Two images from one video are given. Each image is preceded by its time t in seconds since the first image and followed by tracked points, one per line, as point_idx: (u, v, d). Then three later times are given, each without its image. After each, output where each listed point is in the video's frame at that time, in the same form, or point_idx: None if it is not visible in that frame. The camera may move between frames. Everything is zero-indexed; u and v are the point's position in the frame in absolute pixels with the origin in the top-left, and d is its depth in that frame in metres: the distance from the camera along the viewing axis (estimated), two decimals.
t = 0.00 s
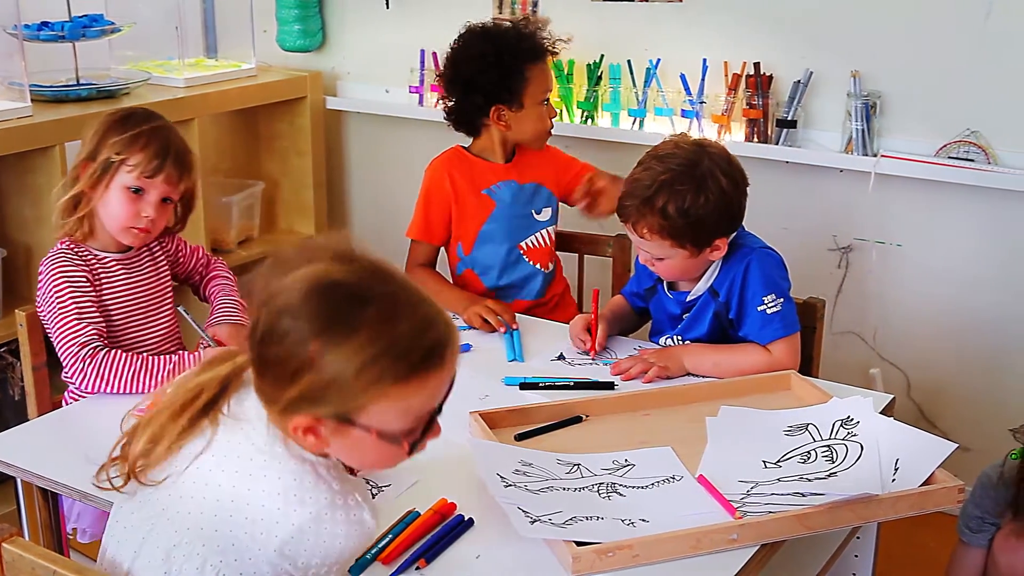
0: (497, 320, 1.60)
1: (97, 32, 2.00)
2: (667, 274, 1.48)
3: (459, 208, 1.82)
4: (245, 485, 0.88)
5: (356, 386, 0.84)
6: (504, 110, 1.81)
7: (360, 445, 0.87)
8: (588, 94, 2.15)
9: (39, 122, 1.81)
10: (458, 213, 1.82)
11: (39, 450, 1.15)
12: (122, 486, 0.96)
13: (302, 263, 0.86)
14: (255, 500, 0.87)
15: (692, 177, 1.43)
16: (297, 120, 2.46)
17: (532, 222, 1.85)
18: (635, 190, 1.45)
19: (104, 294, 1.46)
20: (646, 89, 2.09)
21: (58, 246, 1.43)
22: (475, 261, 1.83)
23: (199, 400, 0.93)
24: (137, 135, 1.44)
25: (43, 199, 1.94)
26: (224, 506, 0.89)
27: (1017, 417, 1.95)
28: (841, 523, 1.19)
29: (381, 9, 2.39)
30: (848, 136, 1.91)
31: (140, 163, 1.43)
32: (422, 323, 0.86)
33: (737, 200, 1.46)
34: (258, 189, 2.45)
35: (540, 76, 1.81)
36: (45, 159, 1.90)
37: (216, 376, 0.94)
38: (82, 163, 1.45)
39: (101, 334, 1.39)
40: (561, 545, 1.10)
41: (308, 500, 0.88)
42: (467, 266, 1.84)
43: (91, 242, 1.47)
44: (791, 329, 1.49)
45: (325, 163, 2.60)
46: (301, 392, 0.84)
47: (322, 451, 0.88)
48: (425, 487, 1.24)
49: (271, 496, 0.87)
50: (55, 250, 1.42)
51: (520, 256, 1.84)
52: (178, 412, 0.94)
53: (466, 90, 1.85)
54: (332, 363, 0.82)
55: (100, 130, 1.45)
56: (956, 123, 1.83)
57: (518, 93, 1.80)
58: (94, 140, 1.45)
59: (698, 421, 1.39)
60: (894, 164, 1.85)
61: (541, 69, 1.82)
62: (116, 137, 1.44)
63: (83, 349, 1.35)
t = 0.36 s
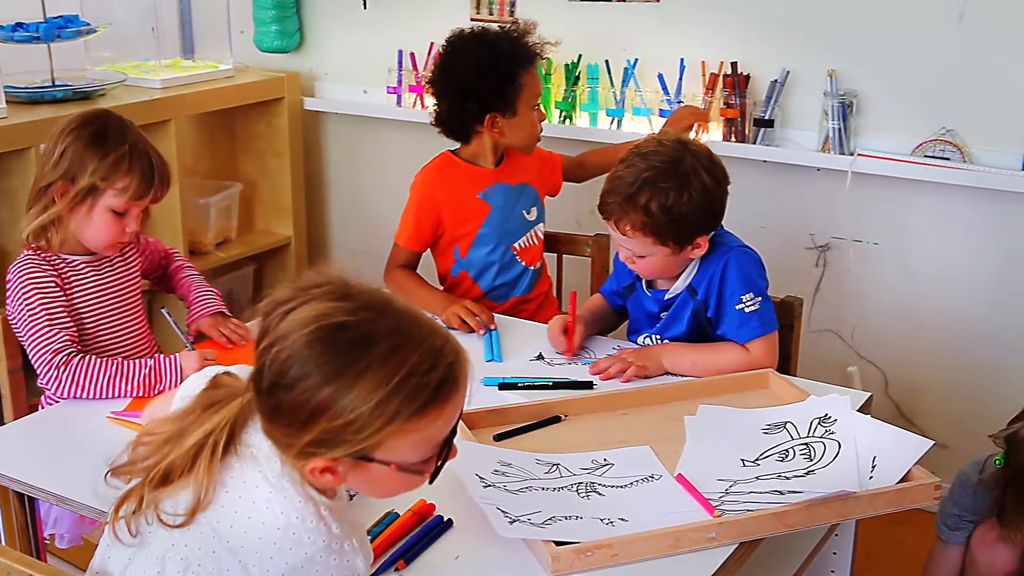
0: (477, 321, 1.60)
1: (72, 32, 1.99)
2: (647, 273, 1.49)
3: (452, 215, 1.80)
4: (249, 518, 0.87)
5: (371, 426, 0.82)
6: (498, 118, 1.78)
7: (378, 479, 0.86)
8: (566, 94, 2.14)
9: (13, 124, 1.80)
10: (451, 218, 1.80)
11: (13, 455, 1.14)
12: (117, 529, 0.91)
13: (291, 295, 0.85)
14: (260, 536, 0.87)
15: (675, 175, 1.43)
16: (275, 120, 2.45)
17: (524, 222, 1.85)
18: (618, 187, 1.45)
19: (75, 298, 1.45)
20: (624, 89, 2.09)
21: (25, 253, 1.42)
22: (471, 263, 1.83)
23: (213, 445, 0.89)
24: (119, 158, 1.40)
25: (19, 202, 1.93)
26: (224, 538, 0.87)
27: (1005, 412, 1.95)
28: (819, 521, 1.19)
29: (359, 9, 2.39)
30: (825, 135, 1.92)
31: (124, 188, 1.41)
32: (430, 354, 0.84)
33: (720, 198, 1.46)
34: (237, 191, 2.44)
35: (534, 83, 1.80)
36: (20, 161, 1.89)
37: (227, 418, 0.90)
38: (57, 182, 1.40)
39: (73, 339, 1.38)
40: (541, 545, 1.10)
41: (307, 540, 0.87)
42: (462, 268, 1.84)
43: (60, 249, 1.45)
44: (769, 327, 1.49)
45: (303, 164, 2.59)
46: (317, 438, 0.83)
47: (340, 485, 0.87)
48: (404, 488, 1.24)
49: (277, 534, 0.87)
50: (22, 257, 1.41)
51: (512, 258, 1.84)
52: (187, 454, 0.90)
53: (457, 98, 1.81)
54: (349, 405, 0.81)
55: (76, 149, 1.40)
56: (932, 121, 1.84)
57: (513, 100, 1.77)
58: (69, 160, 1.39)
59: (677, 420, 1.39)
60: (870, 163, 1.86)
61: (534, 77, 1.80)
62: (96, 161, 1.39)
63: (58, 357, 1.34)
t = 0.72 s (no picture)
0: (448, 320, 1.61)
1: (39, 34, 1.97)
2: (617, 272, 1.49)
3: (424, 215, 1.80)
4: (238, 503, 0.86)
5: (359, 389, 0.82)
6: (467, 127, 1.78)
7: (367, 443, 0.85)
8: (538, 94, 2.15)
9: None
10: (424, 220, 1.80)
11: None
12: (104, 540, 0.87)
13: (266, 271, 0.84)
14: (249, 518, 0.85)
15: (639, 174, 1.44)
16: (246, 121, 2.44)
17: (497, 227, 1.84)
18: (582, 188, 1.45)
19: (41, 304, 1.44)
20: (596, 88, 2.10)
21: None
22: (445, 268, 1.82)
23: (196, 436, 0.87)
24: (99, 174, 1.37)
25: None
26: (215, 526, 0.86)
27: (979, 407, 1.95)
28: (791, 517, 1.20)
29: (330, 10, 2.38)
30: (795, 134, 1.93)
31: (101, 205, 1.38)
32: (412, 318, 0.85)
33: (684, 198, 1.46)
34: (208, 193, 2.43)
35: (501, 90, 1.80)
36: None
37: (206, 404, 0.89)
38: (30, 193, 1.34)
39: (41, 347, 1.37)
40: (514, 545, 1.10)
41: (297, 518, 0.86)
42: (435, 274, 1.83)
43: (25, 255, 1.41)
44: (740, 325, 1.50)
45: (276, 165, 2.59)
46: (306, 405, 0.82)
47: (328, 456, 0.86)
48: (376, 490, 1.24)
49: (266, 515, 0.86)
50: None
51: (486, 263, 1.84)
52: (169, 451, 0.87)
53: (427, 111, 1.81)
54: (334, 370, 0.81)
55: (54, 162, 1.35)
56: (901, 120, 1.85)
57: (482, 109, 1.78)
58: (46, 172, 1.35)
59: (649, 419, 1.40)
60: (841, 162, 1.88)
61: (502, 83, 1.81)
62: (77, 177, 1.35)
63: (24, 367, 1.31)
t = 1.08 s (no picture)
0: (417, 320, 1.60)
1: (5, 35, 1.95)
2: (585, 270, 1.48)
3: (401, 217, 1.79)
4: (192, 454, 0.85)
5: (284, 325, 0.85)
6: (443, 135, 1.78)
7: (299, 384, 0.88)
8: (508, 94, 2.15)
9: None
10: (400, 222, 1.79)
11: None
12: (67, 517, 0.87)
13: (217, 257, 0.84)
14: (204, 466, 0.85)
15: (604, 170, 1.44)
16: (215, 122, 2.43)
17: (471, 230, 1.85)
18: (548, 184, 1.46)
19: (8, 310, 1.42)
20: (566, 88, 2.10)
21: None
22: (419, 270, 1.81)
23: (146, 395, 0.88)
24: (64, 173, 1.36)
25: None
26: (176, 481, 0.85)
27: (955, 400, 1.96)
28: (762, 515, 1.21)
29: (300, 11, 2.38)
30: (765, 132, 1.94)
31: (67, 205, 1.36)
32: (341, 262, 0.88)
33: (649, 194, 1.46)
34: (176, 194, 2.41)
35: (476, 96, 1.81)
36: None
37: (154, 362, 0.91)
38: None
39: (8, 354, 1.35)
40: (485, 546, 1.10)
41: (252, 459, 0.85)
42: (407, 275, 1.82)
43: None
44: (711, 323, 1.50)
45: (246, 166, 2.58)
46: (236, 340, 0.85)
47: (263, 401, 0.89)
48: (347, 492, 1.23)
49: (221, 460, 0.85)
50: None
51: (458, 265, 1.83)
52: (119, 414, 0.88)
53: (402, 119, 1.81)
54: (259, 306, 0.84)
55: (19, 162, 1.33)
56: (869, 119, 1.86)
57: (457, 116, 1.78)
58: (10, 173, 1.33)
59: (621, 418, 1.40)
60: (810, 160, 1.89)
61: (477, 90, 1.81)
62: (41, 176, 1.34)
63: None
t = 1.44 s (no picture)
0: (382, 321, 1.60)
1: None
2: (545, 268, 1.52)
3: (368, 218, 1.78)
4: (117, 438, 0.85)
5: (194, 292, 0.87)
6: (416, 135, 1.78)
7: (214, 354, 0.89)
8: (472, 94, 2.15)
9: None
10: (367, 222, 1.78)
11: None
12: None
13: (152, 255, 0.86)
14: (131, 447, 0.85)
15: (561, 168, 1.47)
16: (177, 123, 2.42)
17: (437, 231, 1.84)
18: (507, 183, 1.49)
19: None
20: (530, 88, 2.10)
21: None
22: (384, 269, 1.81)
23: (71, 391, 0.87)
24: (62, 193, 1.34)
25: None
26: (105, 467, 0.84)
27: (919, 392, 1.97)
28: (726, 512, 1.21)
29: (262, 11, 2.37)
30: (728, 131, 1.95)
31: (56, 223, 1.34)
32: (250, 231, 0.92)
33: (607, 192, 1.50)
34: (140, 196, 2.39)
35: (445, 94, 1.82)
36: None
37: (80, 357, 0.90)
38: None
39: None
40: (451, 546, 1.10)
41: (181, 434, 0.86)
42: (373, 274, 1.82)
43: None
44: (674, 321, 1.51)
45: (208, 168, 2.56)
46: (149, 310, 0.86)
47: (182, 378, 0.89)
48: (312, 494, 1.22)
49: (147, 438, 0.85)
50: None
51: (424, 265, 1.83)
52: (45, 410, 0.87)
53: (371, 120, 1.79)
54: (168, 276, 0.86)
55: (18, 173, 1.31)
56: (831, 117, 1.87)
57: (428, 116, 1.78)
58: (8, 181, 1.30)
59: (586, 417, 1.40)
60: (773, 158, 1.90)
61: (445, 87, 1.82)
62: (38, 191, 1.31)
63: None
